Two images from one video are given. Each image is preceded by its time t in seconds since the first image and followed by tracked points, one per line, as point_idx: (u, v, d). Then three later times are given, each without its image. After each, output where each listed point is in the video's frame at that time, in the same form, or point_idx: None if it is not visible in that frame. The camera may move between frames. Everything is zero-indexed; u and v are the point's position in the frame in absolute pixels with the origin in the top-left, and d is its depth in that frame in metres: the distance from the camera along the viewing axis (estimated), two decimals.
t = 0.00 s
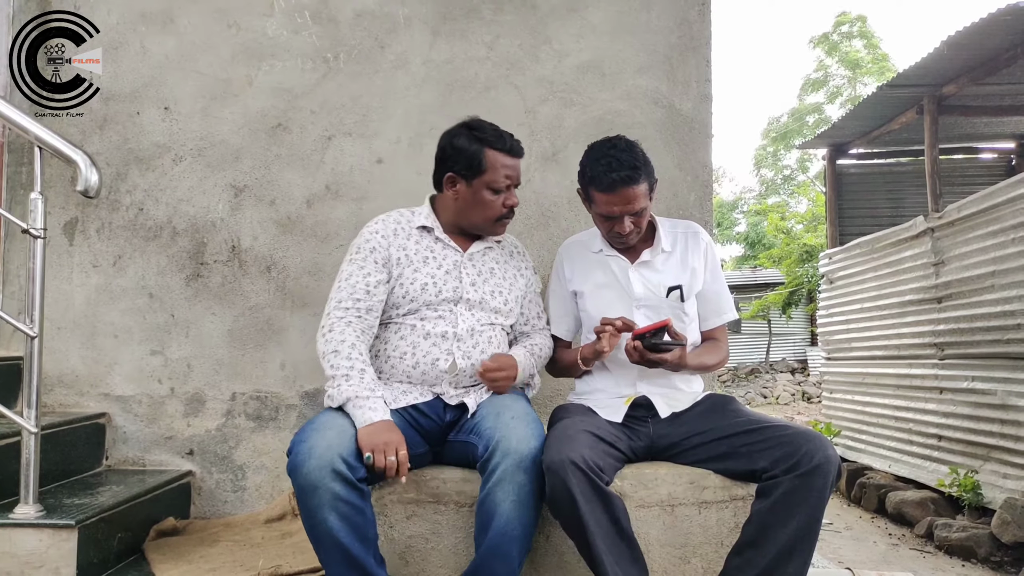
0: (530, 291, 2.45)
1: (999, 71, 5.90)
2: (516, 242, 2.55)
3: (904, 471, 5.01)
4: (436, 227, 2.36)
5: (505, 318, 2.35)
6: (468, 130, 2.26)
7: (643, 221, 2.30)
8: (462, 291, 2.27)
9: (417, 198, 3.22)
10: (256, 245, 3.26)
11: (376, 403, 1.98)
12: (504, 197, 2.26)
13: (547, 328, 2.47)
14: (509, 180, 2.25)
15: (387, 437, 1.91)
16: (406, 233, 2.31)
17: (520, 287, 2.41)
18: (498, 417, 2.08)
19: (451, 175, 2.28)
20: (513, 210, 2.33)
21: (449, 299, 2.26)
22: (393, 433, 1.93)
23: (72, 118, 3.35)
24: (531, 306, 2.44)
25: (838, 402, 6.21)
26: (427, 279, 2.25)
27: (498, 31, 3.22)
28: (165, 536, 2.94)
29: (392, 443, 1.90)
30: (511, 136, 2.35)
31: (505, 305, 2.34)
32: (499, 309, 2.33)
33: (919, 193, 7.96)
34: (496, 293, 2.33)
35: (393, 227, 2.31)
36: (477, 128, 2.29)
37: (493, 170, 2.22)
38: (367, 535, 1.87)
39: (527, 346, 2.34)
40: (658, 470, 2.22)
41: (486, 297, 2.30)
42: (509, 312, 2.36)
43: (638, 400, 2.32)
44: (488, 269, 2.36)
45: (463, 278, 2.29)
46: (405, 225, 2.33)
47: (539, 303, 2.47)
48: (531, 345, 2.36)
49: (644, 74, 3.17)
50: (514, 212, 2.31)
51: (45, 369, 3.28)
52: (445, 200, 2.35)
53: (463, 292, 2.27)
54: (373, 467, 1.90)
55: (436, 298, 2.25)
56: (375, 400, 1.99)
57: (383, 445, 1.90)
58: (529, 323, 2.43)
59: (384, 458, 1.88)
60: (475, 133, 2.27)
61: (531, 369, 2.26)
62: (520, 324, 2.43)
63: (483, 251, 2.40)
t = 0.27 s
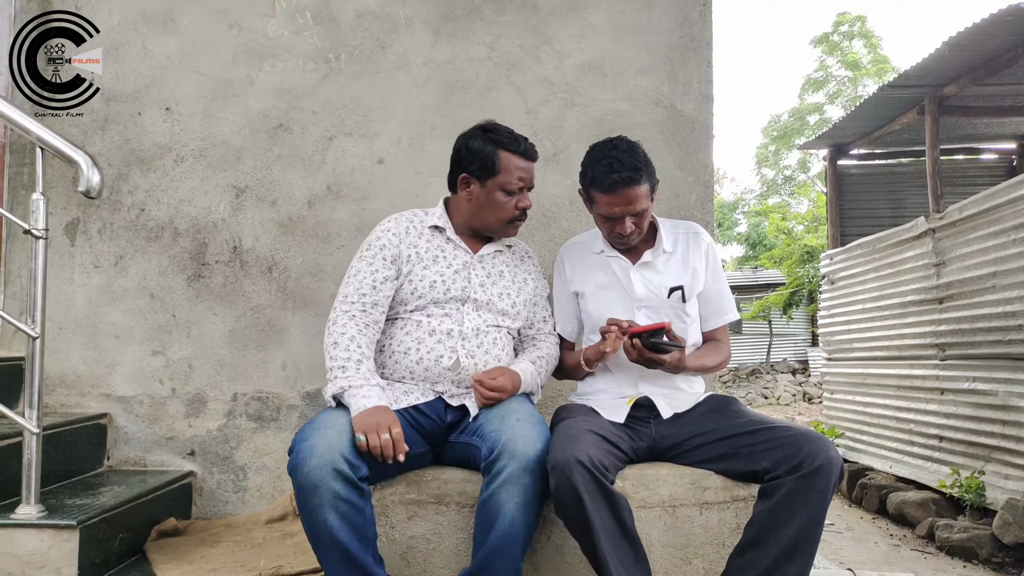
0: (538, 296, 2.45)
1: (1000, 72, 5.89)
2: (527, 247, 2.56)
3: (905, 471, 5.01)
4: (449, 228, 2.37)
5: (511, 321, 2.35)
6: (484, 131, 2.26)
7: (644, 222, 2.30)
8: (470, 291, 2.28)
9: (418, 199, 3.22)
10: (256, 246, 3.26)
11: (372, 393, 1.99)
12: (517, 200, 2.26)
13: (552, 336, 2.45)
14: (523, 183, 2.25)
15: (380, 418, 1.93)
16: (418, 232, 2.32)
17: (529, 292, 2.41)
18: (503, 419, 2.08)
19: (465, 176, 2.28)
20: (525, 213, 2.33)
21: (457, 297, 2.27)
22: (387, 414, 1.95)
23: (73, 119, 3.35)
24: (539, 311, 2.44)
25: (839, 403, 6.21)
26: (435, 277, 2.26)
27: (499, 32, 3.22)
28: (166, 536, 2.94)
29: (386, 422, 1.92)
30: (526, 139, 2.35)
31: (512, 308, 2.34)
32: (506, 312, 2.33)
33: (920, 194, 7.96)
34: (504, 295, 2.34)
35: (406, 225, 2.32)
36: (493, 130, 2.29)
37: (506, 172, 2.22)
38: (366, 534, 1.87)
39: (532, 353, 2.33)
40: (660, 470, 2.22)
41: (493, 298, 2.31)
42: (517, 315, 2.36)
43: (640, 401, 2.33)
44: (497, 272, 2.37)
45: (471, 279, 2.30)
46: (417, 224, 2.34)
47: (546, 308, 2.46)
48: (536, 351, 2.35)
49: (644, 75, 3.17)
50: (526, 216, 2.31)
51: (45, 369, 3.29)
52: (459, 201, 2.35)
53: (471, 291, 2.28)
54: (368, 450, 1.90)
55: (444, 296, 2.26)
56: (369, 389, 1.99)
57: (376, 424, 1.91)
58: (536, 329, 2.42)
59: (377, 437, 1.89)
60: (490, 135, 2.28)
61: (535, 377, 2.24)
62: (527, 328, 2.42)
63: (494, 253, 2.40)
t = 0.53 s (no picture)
0: (542, 297, 2.44)
1: (1000, 70, 5.89)
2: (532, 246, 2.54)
3: (904, 470, 5.01)
4: (453, 226, 2.36)
5: (513, 322, 2.35)
6: (493, 130, 2.26)
7: (643, 219, 2.30)
8: (473, 291, 2.28)
9: (417, 197, 3.22)
10: (256, 244, 3.26)
11: (341, 380, 1.96)
12: (523, 200, 2.25)
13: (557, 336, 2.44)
14: (530, 183, 2.24)
15: (344, 404, 1.90)
16: (421, 230, 2.32)
17: (533, 293, 2.40)
18: (505, 419, 2.07)
19: (472, 174, 2.28)
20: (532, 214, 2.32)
21: (459, 298, 2.27)
22: (351, 402, 1.92)
23: (72, 117, 3.35)
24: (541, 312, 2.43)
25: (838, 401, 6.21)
26: (438, 277, 2.26)
27: (499, 30, 3.22)
28: (165, 535, 2.94)
29: (347, 408, 1.89)
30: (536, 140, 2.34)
31: (514, 309, 2.34)
32: (508, 313, 2.33)
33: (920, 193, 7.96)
34: (507, 296, 2.33)
35: (409, 223, 2.32)
36: (502, 129, 2.28)
37: (514, 172, 2.21)
38: (368, 534, 1.87)
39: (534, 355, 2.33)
40: (659, 469, 2.22)
41: (495, 299, 2.31)
42: (519, 316, 2.35)
43: (640, 399, 2.32)
44: (501, 272, 2.36)
45: (474, 279, 2.30)
46: (421, 222, 2.34)
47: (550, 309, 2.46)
48: (537, 353, 2.35)
49: (644, 73, 3.17)
50: (533, 216, 2.30)
51: (45, 368, 3.28)
52: (465, 199, 2.34)
53: (473, 293, 2.28)
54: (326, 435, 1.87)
55: (446, 296, 2.26)
56: (342, 378, 1.97)
57: (335, 407, 1.89)
58: (539, 330, 2.42)
59: (335, 420, 1.86)
60: (499, 134, 2.27)
61: (536, 378, 2.24)
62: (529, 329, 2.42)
63: (498, 254, 2.39)
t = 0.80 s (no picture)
0: (541, 298, 2.43)
1: (1000, 70, 5.90)
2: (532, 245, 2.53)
3: (904, 470, 5.01)
4: (453, 226, 2.35)
5: (512, 325, 2.34)
6: (496, 131, 2.25)
7: (644, 220, 2.30)
8: (472, 293, 2.28)
9: (417, 197, 3.22)
10: (256, 244, 3.26)
11: (347, 386, 1.96)
12: (524, 202, 2.25)
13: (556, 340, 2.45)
14: (532, 185, 2.24)
15: (351, 413, 1.90)
16: (421, 230, 2.31)
17: (532, 294, 2.40)
18: (505, 420, 2.07)
19: (473, 174, 2.27)
20: (533, 215, 2.32)
21: (459, 300, 2.26)
22: (358, 411, 1.91)
23: (72, 118, 3.35)
24: (541, 314, 2.43)
25: (838, 401, 6.21)
26: (437, 278, 2.26)
27: (499, 31, 3.22)
28: (165, 536, 2.94)
29: (356, 419, 1.88)
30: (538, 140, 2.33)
31: (514, 311, 2.33)
32: (508, 315, 2.33)
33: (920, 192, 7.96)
34: (506, 298, 2.33)
35: (409, 222, 2.31)
36: (505, 130, 2.28)
37: (516, 173, 2.21)
38: (368, 536, 1.87)
39: (534, 357, 2.33)
40: (659, 469, 2.22)
41: (495, 301, 2.30)
42: (519, 319, 2.35)
43: (640, 399, 2.32)
44: (500, 273, 2.35)
45: (473, 281, 2.29)
46: (420, 222, 2.33)
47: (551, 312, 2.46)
48: (537, 355, 2.35)
49: (643, 73, 3.17)
50: (533, 217, 2.30)
51: (45, 369, 3.28)
52: (466, 198, 2.34)
53: (473, 294, 2.28)
54: (331, 444, 1.85)
55: (445, 298, 2.26)
56: (349, 383, 1.96)
57: (343, 416, 1.88)
58: (539, 332, 2.42)
59: (343, 431, 1.85)
60: (502, 135, 2.26)
61: (536, 380, 2.25)
62: (529, 332, 2.42)
63: (498, 254, 2.38)
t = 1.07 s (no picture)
0: (541, 299, 2.43)
1: (999, 72, 5.90)
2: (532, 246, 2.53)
3: (905, 471, 5.01)
4: (451, 228, 2.35)
5: (512, 327, 2.34)
6: (494, 131, 2.25)
7: (645, 221, 2.30)
8: (470, 295, 2.27)
9: (417, 199, 3.22)
10: (256, 246, 3.26)
11: (346, 389, 1.96)
12: (523, 203, 2.25)
13: (556, 342, 2.45)
14: (531, 186, 2.24)
15: (350, 415, 1.90)
16: (419, 232, 2.31)
17: (532, 296, 2.39)
18: (505, 422, 2.07)
19: (472, 175, 2.27)
20: (531, 216, 2.32)
21: (457, 302, 2.26)
22: (356, 413, 1.92)
23: (72, 119, 3.35)
24: (541, 316, 2.43)
25: (838, 402, 6.21)
26: (435, 280, 2.26)
27: (499, 32, 3.22)
28: (165, 537, 2.94)
29: (354, 421, 1.89)
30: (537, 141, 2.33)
31: (513, 313, 2.33)
32: (507, 317, 2.33)
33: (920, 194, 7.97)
34: (505, 300, 2.33)
35: (406, 224, 2.31)
36: (504, 131, 2.27)
37: (515, 175, 2.21)
38: (367, 537, 1.86)
39: (533, 359, 2.33)
40: (660, 471, 2.22)
41: (494, 303, 2.30)
42: (518, 320, 2.35)
43: (641, 401, 2.32)
44: (499, 275, 2.35)
45: (472, 283, 2.29)
46: (418, 224, 2.33)
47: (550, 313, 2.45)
48: (537, 357, 2.34)
49: (643, 75, 3.17)
50: (532, 218, 2.30)
51: (45, 370, 3.28)
52: (464, 200, 2.34)
53: (471, 297, 2.27)
54: (329, 446, 1.86)
55: (443, 301, 2.25)
56: (347, 386, 1.97)
57: (342, 418, 1.89)
58: (538, 334, 2.42)
59: (342, 433, 1.86)
60: (501, 136, 2.26)
61: (537, 382, 2.25)
62: (529, 333, 2.42)
63: (496, 256, 2.39)
